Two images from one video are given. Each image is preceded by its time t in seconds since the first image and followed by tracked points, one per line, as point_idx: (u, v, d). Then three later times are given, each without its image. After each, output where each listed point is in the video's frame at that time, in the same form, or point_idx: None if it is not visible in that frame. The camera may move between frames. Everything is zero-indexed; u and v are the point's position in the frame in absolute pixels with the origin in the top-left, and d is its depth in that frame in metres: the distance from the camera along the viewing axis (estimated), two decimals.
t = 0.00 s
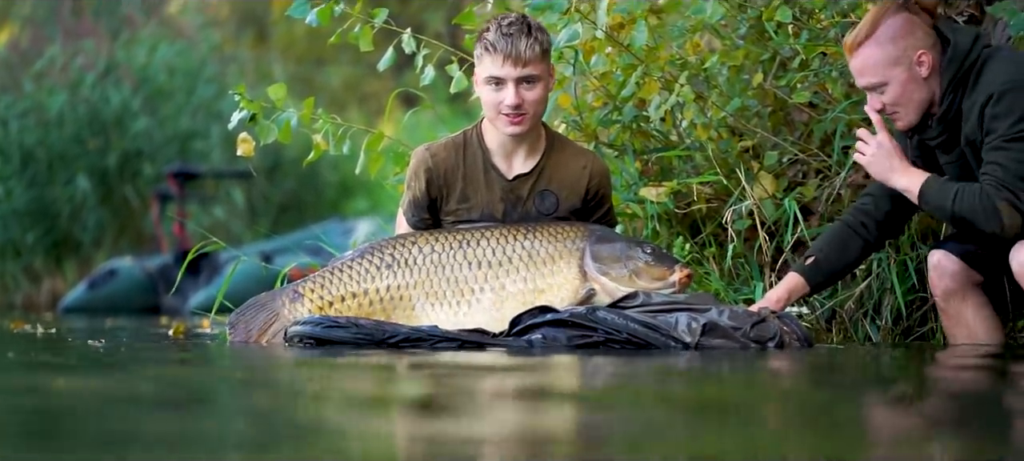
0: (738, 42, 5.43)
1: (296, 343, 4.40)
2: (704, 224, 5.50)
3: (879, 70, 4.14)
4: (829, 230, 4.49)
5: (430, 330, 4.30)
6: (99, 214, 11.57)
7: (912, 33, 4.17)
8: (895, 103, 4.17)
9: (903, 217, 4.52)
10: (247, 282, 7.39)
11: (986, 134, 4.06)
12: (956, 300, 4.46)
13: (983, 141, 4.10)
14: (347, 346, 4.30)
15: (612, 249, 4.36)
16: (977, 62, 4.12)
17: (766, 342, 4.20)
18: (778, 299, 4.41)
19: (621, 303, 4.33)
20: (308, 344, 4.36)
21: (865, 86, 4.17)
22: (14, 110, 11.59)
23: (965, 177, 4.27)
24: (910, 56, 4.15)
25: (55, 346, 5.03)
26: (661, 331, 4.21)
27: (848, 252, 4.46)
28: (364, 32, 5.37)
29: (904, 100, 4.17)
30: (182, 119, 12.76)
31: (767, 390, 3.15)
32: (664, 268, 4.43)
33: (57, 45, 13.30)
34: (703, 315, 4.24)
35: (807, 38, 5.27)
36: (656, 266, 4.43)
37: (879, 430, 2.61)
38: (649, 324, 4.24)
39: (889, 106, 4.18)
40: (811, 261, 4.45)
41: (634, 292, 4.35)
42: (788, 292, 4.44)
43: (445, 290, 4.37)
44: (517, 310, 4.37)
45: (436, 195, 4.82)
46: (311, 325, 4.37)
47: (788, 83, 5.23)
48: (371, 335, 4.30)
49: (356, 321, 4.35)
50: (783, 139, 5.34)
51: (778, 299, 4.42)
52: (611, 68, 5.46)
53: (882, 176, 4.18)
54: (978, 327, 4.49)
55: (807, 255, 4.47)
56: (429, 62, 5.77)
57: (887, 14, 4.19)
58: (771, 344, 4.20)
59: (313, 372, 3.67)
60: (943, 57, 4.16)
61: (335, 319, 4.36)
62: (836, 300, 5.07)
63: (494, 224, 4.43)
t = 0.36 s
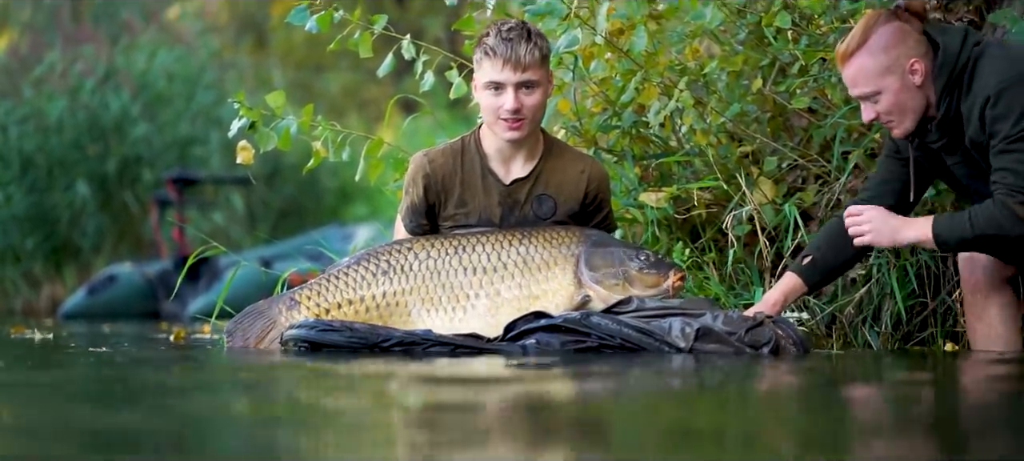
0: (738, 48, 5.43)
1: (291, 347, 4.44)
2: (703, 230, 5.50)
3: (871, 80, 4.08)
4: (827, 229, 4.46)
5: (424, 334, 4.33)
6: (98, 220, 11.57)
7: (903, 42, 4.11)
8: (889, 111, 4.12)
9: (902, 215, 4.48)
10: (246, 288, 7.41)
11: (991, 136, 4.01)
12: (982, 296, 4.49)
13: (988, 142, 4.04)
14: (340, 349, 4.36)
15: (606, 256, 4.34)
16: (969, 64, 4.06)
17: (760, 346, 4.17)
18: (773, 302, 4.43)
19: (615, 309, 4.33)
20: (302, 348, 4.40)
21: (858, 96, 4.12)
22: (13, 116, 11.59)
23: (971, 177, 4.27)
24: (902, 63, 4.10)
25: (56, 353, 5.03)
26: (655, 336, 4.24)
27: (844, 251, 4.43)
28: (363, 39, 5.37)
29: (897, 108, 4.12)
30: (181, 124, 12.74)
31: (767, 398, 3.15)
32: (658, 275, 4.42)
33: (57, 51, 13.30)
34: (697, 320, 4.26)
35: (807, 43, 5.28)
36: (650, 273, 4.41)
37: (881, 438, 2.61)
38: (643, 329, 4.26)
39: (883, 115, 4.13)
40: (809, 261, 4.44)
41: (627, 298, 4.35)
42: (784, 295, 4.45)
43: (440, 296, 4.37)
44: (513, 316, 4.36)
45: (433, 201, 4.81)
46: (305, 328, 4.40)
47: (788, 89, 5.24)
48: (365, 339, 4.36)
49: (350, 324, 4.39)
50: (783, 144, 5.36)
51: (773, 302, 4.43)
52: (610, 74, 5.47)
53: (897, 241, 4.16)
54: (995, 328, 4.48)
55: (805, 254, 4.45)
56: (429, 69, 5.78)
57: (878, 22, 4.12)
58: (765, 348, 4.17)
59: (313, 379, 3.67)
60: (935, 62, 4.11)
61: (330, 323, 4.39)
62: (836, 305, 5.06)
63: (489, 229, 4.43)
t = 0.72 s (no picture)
0: (738, 52, 5.43)
1: (290, 353, 4.42)
2: (703, 234, 5.51)
3: (868, 86, 4.08)
4: (824, 232, 4.46)
5: (422, 339, 4.30)
6: (98, 225, 11.56)
7: (899, 48, 4.10)
8: (886, 118, 4.11)
9: (899, 214, 4.50)
10: (245, 293, 7.41)
11: (998, 136, 4.00)
12: (1005, 297, 4.59)
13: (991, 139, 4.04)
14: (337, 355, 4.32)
15: (607, 259, 4.35)
16: (964, 65, 4.05)
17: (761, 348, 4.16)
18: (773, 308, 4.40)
19: (615, 314, 4.31)
20: (301, 354, 4.37)
21: (855, 102, 4.12)
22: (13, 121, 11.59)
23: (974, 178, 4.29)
24: (899, 71, 4.09)
25: (55, 357, 5.03)
26: (655, 341, 4.21)
27: (843, 252, 4.43)
28: (363, 43, 5.37)
29: (895, 115, 4.11)
30: (181, 130, 12.73)
31: (765, 401, 3.15)
32: (659, 278, 4.41)
33: (56, 55, 13.30)
34: (697, 325, 4.25)
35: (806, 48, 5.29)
36: (652, 276, 4.42)
37: (879, 441, 2.61)
38: (644, 334, 4.22)
39: (880, 121, 4.12)
40: (808, 263, 4.42)
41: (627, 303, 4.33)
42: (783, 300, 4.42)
43: (439, 300, 4.37)
44: (512, 320, 4.36)
45: (431, 205, 4.82)
46: (304, 334, 4.38)
47: (788, 93, 5.25)
48: (364, 344, 4.32)
49: (348, 330, 4.36)
50: (783, 149, 5.34)
51: (773, 309, 4.40)
52: (610, 78, 5.46)
53: (953, 262, 4.15)
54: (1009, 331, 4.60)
55: (804, 256, 4.44)
56: (429, 72, 5.78)
57: (873, 29, 4.11)
58: (765, 354, 4.15)
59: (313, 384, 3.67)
60: (930, 66, 4.09)
61: (329, 329, 4.37)
62: (836, 310, 5.06)
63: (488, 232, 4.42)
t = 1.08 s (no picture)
0: (738, 56, 5.42)
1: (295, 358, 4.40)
2: (703, 238, 5.50)
3: (874, 87, 4.08)
4: (825, 236, 4.45)
5: (426, 345, 4.29)
6: (97, 230, 11.55)
7: (905, 50, 4.11)
8: (891, 119, 4.12)
9: (903, 216, 4.50)
10: (244, 297, 7.41)
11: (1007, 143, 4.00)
12: (1009, 303, 4.62)
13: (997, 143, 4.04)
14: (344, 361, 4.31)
15: (610, 259, 4.34)
16: (970, 67, 4.06)
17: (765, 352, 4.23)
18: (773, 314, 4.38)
19: (619, 319, 4.36)
20: (307, 360, 4.35)
21: (861, 103, 4.12)
22: (12, 125, 11.58)
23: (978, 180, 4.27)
24: (905, 72, 4.10)
25: (54, 362, 5.02)
26: (659, 346, 4.28)
27: (847, 255, 4.42)
28: (362, 47, 5.37)
29: (899, 116, 4.12)
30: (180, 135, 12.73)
31: (767, 407, 3.15)
32: (663, 278, 4.42)
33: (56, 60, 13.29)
34: (701, 330, 4.29)
35: (807, 52, 5.28)
36: (655, 276, 4.42)
37: (882, 448, 2.61)
38: (648, 339, 4.29)
39: (885, 123, 4.13)
40: (812, 267, 4.40)
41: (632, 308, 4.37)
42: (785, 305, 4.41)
43: (441, 301, 4.35)
44: (514, 322, 4.36)
45: (431, 209, 4.82)
46: (308, 339, 4.35)
47: (788, 97, 5.23)
48: (369, 350, 4.31)
49: (353, 336, 4.34)
50: (783, 153, 5.35)
51: (774, 314, 4.39)
52: (610, 82, 5.44)
53: (980, 276, 4.22)
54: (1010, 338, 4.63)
55: (807, 259, 4.42)
56: (428, 76, 5.78)
57: (879, 31, 4.12)
58: (769, 359, 4.22)
59: (315, 389, 3.67)
60: (936, 67, 4.11)
61: (333, 334, 4.34)
62: (836, 314, 5.04)
63: (489, 229, 4.41)
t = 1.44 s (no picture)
0: (737, 60, 5.45)
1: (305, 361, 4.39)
2: (702, 242, 5.49)
3: (882, 89, 4.08)
4: (833, 240, 4.46)
5: (441, 348, 4.31)
6: (97, 233, 11.55)
7: (914, 52, 4.10)
8: (899, 122, 4.11)
9: (909, 219, 4.50)
10: (244, 300, 7.41)
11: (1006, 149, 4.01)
12: (1009, 308, 4.62)
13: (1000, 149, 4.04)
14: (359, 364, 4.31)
15: (610, 257, 4.34)
16: (978, 71, 4.06)
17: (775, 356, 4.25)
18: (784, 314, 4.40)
19: (633, 322, 4.38)
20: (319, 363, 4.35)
21: (868, 105, 4.11)
22: (12, 129, 11.57)
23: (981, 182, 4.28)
24: (913, 74, 4.09)
25: (54, 365, 5.02)
26: (673, 349, 4.28)
27: (854, 258, 4.43)
28: (361, 51, 5.36)
29: (907, 119, 4.11)
30: (180, 138, 12.72)
31: (767, 411, 3.15)
32: (662, 277, 4.40)
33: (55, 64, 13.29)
34: (715, 333, 4.31)
35: (806, 56, 5.29)
36: (655, 275, 4.40)
37: (883, 451, 2.60)
38: (662, 342, 4.30)
39: (893, 125, 4.12)
40: (819, 270, 4.42)
41: (644, 312, 4.40)
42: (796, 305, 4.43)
43: (444, 300, 4.35)
44: (515, 321, 4.33)
45: (430, 213, 4.81)
46: (323, 342, 4.34)
47: (787, 101, 5.26)
48: (383, 353, 4.33)
49: (367, 339, 4.35)
50: (782, 157, 5.36)
51: (784, 314, 4.40)
52: (609, 86, 5.45)
53: (936, 291, 4.09)
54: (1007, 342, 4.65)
55: (814, 262, 4.43)
56: (428, 80, 5.78)
57: (887, 34, 4.11)
58: (780, 362, 4.24)
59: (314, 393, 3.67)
60: (944, 70, 4.10)
61: (348, 338, 4.35)
62: (835, 318, 5.03)
63: (490, 226, 4.41)
